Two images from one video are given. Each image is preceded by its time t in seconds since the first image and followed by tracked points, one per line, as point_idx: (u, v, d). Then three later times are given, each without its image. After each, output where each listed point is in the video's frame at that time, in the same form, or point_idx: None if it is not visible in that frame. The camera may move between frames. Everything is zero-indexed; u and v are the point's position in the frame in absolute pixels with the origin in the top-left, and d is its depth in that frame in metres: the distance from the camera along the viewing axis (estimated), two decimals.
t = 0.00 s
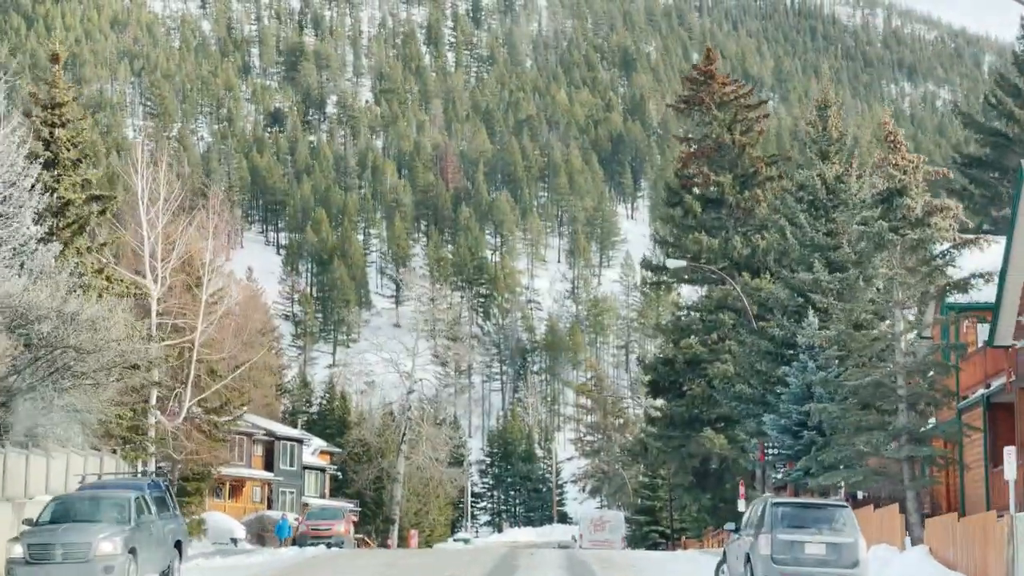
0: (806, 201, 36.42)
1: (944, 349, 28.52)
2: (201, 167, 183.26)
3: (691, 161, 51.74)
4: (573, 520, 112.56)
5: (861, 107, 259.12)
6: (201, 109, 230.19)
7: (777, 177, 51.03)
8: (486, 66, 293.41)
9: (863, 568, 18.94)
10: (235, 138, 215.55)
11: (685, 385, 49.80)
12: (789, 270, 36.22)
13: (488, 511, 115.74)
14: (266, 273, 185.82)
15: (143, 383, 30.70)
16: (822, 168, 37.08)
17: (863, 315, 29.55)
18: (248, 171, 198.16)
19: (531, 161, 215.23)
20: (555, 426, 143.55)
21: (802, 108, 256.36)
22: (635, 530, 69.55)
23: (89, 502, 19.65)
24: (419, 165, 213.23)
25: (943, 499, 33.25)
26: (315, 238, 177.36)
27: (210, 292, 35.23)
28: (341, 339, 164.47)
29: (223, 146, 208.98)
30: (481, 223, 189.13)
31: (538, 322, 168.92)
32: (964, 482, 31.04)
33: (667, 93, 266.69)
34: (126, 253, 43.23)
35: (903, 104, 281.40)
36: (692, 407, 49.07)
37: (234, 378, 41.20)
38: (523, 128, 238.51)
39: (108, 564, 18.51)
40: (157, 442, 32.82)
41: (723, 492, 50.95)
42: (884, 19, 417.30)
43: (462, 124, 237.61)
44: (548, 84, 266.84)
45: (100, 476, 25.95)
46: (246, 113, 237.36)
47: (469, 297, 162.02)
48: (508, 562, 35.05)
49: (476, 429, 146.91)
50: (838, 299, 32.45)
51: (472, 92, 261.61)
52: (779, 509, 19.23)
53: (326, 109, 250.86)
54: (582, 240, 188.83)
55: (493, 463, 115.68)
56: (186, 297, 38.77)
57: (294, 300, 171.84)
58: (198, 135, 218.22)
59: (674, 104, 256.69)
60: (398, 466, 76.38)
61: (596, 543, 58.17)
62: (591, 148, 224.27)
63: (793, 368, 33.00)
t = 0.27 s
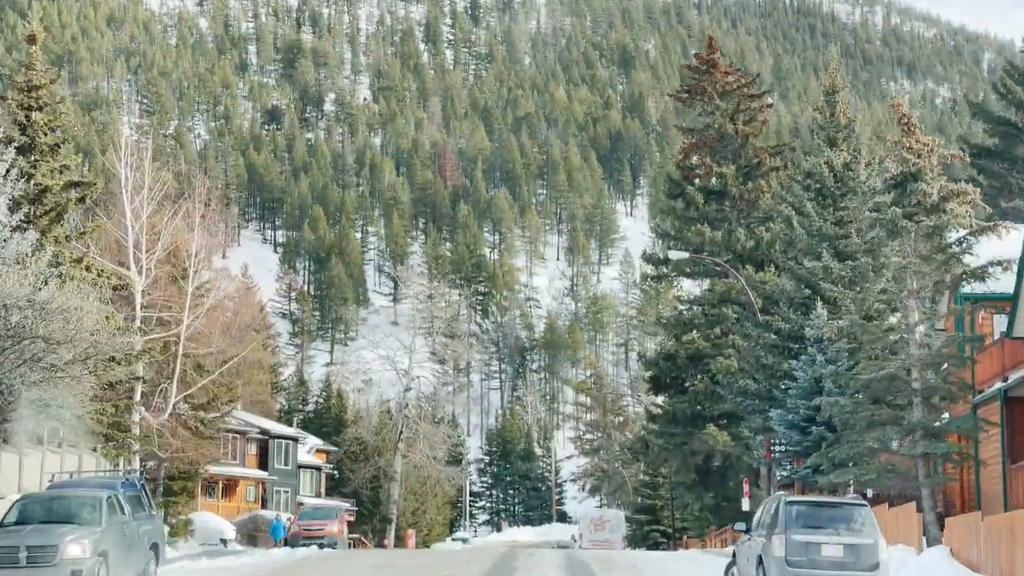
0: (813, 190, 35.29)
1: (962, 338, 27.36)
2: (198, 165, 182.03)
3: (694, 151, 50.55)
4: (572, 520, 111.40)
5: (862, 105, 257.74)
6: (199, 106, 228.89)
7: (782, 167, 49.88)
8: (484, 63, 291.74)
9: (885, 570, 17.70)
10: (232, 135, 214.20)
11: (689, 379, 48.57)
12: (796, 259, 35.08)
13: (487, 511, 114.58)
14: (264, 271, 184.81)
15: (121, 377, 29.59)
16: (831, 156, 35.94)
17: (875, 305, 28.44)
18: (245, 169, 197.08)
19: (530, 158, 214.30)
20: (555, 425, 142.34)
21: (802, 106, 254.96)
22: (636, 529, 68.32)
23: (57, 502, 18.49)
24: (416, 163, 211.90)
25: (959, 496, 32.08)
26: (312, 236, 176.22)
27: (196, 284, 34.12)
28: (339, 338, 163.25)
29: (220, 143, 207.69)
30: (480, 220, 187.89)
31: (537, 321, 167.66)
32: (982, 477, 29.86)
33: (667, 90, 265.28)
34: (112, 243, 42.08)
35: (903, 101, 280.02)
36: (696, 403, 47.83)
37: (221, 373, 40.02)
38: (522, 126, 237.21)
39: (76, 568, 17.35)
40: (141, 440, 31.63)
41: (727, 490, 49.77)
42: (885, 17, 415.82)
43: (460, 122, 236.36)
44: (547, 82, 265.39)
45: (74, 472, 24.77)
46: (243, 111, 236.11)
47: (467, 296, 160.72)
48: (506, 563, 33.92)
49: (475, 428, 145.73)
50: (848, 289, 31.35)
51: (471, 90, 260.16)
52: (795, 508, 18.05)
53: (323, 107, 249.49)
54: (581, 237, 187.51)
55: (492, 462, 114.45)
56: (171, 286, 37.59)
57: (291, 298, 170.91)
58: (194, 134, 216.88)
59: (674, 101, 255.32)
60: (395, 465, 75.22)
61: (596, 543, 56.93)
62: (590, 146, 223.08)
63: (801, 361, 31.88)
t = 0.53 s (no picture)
0: (822, 181, 34.16)
1: (979, 333, 26.20)
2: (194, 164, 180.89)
3: (697, 145, 49.30)
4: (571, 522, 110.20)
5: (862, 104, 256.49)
6: (195, 106, 227.68)
7: (786, 162, 48.47)
8: (483, 63, 290.49)
9: None
10: (229, 134, 212.98)
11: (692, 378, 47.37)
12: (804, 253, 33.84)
13: (485, 512, 113.42)
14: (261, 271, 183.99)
15: (100, 370, 28.49)
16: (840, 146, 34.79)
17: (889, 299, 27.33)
18: (242, 168, 196.13)
19: (528, 158, 213.24)
20: (553, 425, 141.14)
21: (803, 106, 253.62)
22: (636, 530, 67.18)
23: (23, 502, 17.32)
24: (414, 162, 210.62)
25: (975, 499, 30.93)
26: (310, 236, 175.16)
27: (180, 277, 32.96)
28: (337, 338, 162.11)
29: (217, 142, 206.48)
30: (478, 220, 186.68)
31: (536, 321, 166.42)
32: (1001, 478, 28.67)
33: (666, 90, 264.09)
34: (95, 235, 40.90)
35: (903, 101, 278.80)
36: (698, 402, 46.62)
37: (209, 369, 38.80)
38: (520, 125, 236.13)
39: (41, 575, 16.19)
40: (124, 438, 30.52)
41: (730, 492, 48.55)
42: (885, 18, 414.41)
43: (458, 121, 235.29)
44: (545, 81, 264.04)
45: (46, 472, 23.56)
46: (240, 110, 235.04)
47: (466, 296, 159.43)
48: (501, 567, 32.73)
49: (473, 429, 144.57)
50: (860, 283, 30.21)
51: (469, 90, 258.85)
52: (811, 512, 16.88)
53: (321, 107, 248.26)
54: (580, 237, 186.25)
55: (490, 463, 113.23)
56: (155, 281, 36.38)
57: (288, 298, 169.89)
58: (191, 133, 215.63)
59: (673, 101, 254.13)
60: (391, 466, 74.06)
61: (596, 545, 55.68)
62: (589, 145, 221.93)
63: (810, 359, 30.65)
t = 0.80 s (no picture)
0: (830, 169, 33.27)
1: (997, 325, 25.13)
2: (190, 163, 179.82)
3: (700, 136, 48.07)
4: (569, 523, 109.15)
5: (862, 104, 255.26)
6: (193, 104, 226.59)
7: (791, 155, 47.32)
8: (481, 62, 289.18)
9: None
10: (226, 133, 211.78)
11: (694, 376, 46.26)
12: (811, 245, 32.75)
13: (483, 514, 112.27)
14: (257, 270, 182.98)
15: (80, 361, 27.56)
16: (850, 134, 33.82)
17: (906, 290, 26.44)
18: (239, 167, 195.11)
19: (527, 157, 212.17)
20: (552, 426, 140.01)
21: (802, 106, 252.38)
22: (636, 532, 66.06)
23: None
24: (412, 161, 209.42)
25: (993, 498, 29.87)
26: (307, 234, 174.05)
27: (164, 270, 31.88)
28: (334, 337, 160.92)
29: (214, 140, 205.34)
30: (476, 219, 185.54)
31: (535, 321, 165.26)
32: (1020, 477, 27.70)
33: (666, 89, 262.89)
34: (76, 223, 39.81)
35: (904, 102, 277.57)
36: (700, 400, 45.51)
37: (194, 365, 37.70)
38: (519, 124, 235.01)
39: None
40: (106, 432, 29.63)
41: (733, 493, 47.47)
42: (884, 17, 413.47)
43: (457, 120, 234.20)
44: (544, 80, 262.90)
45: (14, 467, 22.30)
46: (238, 110, 233.92)
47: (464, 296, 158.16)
48: (498, 568, 31.57)
49: (471, 429, 143.51)
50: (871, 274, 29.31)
51: (467, 89, 257.62)
52: (830, 514, 15.69)
53: (319, 105, 246.98)
54: (579, 236, 185.02)
55: (488, 463, 112.07)
56: (139, 274, 35.27)
57: (285, 298, 168.82)
58: (188, 132, 214.46)
59: (673, 100, 252.93)
60: (388, 467, 72.96)
61: (596, 547, 54.43)
62: (588, 144, 220.92)
63: (819, 354, 29.56)
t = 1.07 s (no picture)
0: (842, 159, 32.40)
1: (1020, 320, 24.05)
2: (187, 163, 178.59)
3: (702, 129, 46.80)
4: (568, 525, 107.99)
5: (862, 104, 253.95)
6: (189, 103, 225.39)
7: (796, 147, 46.14)
8: (480, 62, 287.72)
9: None
10: (223, 132, 210.48)
11: (696, 374, 45.09)
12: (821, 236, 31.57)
13: (481, 515, 111.07)
14: (254, 270, 181.80)
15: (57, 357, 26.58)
16: (861, 124, 32.86)
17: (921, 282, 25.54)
18: (236, 167, 193.94)
19: (526, 156, 211.06)
20: (550, 427, 138.80)
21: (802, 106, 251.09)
22: (636, 535, 64.92)
23: None
24: (410, 160, 208.16)
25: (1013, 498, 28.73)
26: (304, 234, 172.86)
27: (147, 262, 30.76)
28: (331, 338, 159.66)
29: (211, 139, 204.11)
30: (475, 219, 184.35)
31: (533, 321, 164.09)
32: None
33: (665, 89, 261.57)
34: (58, 215, 38.76)
35: (905, 102, 276.15)
36: (702, 398, 44.34)
37: (179, 360, 36.72)
38: (518, 123, 233.81)
39: None
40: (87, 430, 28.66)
41: (737, 494, 46.26)
42: (884, 18, 412.21)
43: (455, 120, 233.00)
44: (543, 80, 261.56)
45: None
46: (234, 109, 232.59)
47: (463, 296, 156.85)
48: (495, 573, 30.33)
49: (469, 431, 142.30)
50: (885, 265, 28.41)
51: (466, 88, 256.19)
52: (853, 519, 14.96)
53: (316, 104, 245.57)
54: (578, 236, 183.77)
55: (486, 465, 110.86)
56: (123, 267, 34.24)
57: (282, 297, 167.63)
58: (185, 131, 213.16)
59: (672, 100, 251.64)
60: (384, 468, 71.79)
61: (595, 550, 53.20)
62: (588, 144, 219.65)
63: (829, 351, 28.45)
